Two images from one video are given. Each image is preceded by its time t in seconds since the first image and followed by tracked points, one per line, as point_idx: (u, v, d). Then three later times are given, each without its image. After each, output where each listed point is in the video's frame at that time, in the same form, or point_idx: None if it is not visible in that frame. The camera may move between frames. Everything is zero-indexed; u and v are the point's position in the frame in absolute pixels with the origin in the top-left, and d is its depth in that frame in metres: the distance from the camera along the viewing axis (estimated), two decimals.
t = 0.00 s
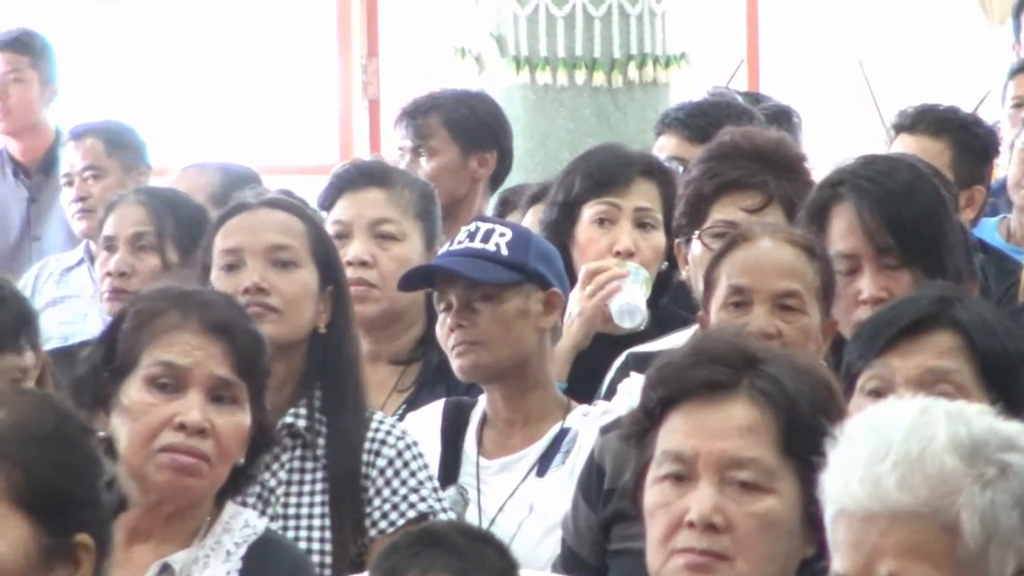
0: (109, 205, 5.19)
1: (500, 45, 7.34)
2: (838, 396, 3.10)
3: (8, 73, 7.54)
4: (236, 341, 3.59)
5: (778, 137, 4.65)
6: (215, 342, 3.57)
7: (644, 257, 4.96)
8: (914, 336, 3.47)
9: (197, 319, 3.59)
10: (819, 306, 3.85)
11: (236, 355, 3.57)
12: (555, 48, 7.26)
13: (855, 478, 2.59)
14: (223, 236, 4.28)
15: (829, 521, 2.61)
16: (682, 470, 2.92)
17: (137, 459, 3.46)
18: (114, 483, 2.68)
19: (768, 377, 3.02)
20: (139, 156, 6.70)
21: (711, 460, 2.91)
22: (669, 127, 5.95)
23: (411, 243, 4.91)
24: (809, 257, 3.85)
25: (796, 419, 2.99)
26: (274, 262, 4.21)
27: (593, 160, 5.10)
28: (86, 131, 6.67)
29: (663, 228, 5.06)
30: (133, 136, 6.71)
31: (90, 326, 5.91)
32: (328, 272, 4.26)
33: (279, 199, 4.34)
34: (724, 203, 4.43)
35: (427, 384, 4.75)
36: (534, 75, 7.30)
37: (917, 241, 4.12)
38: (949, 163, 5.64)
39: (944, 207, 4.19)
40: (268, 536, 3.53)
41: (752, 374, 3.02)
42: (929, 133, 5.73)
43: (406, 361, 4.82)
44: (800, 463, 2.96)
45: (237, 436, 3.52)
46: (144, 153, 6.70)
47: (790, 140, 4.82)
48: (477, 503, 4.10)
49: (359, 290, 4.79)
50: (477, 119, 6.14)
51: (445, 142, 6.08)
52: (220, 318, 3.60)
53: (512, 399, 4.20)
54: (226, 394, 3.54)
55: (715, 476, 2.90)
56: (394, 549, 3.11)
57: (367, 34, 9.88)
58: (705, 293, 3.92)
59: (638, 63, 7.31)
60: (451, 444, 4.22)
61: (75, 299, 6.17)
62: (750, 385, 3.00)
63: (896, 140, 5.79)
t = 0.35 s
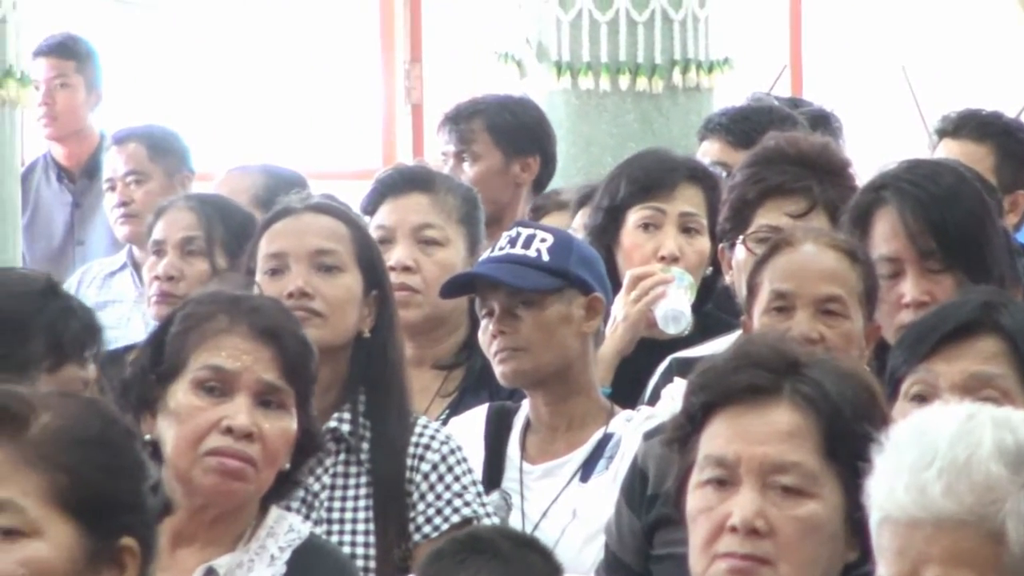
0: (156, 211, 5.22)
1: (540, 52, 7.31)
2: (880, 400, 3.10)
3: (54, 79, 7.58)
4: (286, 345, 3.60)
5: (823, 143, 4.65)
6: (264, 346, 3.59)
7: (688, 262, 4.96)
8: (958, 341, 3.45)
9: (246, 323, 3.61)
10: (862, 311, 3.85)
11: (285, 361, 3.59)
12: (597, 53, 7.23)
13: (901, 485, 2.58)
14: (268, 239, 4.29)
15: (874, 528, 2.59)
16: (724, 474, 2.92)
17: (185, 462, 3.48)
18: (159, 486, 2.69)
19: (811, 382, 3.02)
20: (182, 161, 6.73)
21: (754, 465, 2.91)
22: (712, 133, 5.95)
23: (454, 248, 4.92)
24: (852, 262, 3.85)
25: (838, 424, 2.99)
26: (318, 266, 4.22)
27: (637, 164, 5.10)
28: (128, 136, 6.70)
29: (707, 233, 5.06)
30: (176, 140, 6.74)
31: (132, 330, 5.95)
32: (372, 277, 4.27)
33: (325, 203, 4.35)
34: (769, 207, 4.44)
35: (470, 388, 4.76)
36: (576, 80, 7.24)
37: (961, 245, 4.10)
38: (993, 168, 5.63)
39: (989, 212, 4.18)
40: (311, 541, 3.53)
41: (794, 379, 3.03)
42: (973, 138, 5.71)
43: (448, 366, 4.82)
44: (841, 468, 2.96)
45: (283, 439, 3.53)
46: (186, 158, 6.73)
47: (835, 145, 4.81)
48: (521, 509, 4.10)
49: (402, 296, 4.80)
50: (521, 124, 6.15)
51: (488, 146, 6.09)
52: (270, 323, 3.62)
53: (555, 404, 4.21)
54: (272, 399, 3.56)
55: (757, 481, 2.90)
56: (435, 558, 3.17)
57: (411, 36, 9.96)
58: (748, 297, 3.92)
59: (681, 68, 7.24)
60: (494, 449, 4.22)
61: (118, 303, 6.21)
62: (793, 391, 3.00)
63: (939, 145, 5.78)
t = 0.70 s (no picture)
0: (192, 204, 5.24)
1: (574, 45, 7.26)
2: (915, 393, 3.10)
3: (89, 71, 7.59)
4: (297, 331, 3.59)
5: (855, 136, 4.65)
6: (275, 333, 3.58)
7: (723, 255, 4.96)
8: (992, 333, 3.44)
9: (256, 311, 3.61)
10: (894, 302, 3.84)
11: (298, 344, 3.58)
12: (631, 47, 7.18)
13: (931, 479, 2.56)
14: (289, 232, 4.34)
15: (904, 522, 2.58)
16: (759, 467, 2.93)
17: (202, 451, 3.48)
18: (194, 476, 2.70)
19: (845, 374, 3.03)
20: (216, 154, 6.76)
21: (788, 457, 2.91)
22: (746, 126, 5.94)
23: (488, 241, 4.92)
24: (884, 253, 3.85)
25: (872, 418, 2.99)
26: (340, 258, 4.26)
27: (672, 156, 5.10)
28: (162, 130, 6.73)
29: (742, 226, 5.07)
30: (210, 132, 6.77)
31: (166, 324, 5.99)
32: (394, 269, 4.30)
33: (345, 196, 4.39)
34: (801, 200, 4.43)
35: (504, 382, 4.76)
36: (611, 73, 7.21)
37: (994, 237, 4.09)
38: None
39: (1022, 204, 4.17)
40: (343, 532, 3.51)
41: (828, 371, 3.03)
42: (1006, 130, 5.69)
43: (482, 359, 4.83)
44: (876, 461, 2.96)
45: (301, 425, 3.52)
46: (221, 152, 6.76)
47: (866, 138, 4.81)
48: (555, 502, 4.11)
49: (435, 289, 4.83)
50: (554, 117, 6.16)
51: (522, 139, 6.10)
52: (281, 309, 3.61)
53: (589, 397, 4.21)
54: (289, 386, 3.55)
55: (792, 474, 2.90)
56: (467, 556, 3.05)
57: (444, 32, 9.91)
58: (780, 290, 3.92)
59: (715, 61, 7.21)
60: (529, 442, 4.24)
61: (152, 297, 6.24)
62: (828, 383, 3.01)
63: (972, 137, 5.76)
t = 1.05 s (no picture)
0: (228, 189, 5.27)
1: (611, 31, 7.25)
2: (954, 378, 3.10)
3: (127, 58, 7.62)
4: (354, 327, 3.54)
5: (892, 122, 4.65)
6: (332, 327, 3.53)
7: (762, 241, 4.96)
8: None
9: (314, 305, 3.55)
10: (928, 287, 3.84)
11: (352, 341, 3.53)
12: (669, 33, 7.17)
13: (976, 454, 2.62)
14: (292, 215, 4.36)
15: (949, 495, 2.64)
16: (798, 453, 2.94)
17: (253, 444, 3.43)
18: (232, 461, 2.72)
19: (884, 359, 3.03)
20: (253, 140, 6.78)
21: (827, 443, 2.92)
22: (782, 112, 5.94)
23: (525, 227, 4.94)
24: (919, 237, 3.85)
25: (911, 403, 2.99)
26: (341, 237, 4.28)
27: (713, 140, 5.11)
28: (199, 116, 6.76)
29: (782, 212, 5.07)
30: (248, 120, 6.79)
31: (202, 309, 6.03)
32: (397, 249, 4.33)
33: (345, 178, 4.42)
34: (837, 186, 4.44)
35: (542, 367, 4.79)
36: (648, 58, 7.21)
37: None
38: None
39: None
40: (383, 520, 3.49)
41: (867, 357, 3.04)
42: None
43: (518, 345, 4.84)
44: (915, 447, 2.97)
45: (352, 419, 3.47)
46: (258, 139, 6.79)
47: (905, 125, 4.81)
48: (592, 488, 4.12)
49: (473, 276, 4.84)
50: (591, 103, 6.16)
51: (559, 125, 6.11)
52: (337, 305, 3.55)
53: (626, 382, 4.22)
54: (341, 380, 3.50)
55: (830, 460, 2.91)
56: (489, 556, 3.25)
57: (482, 19, 9.94)
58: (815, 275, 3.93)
59: (752, 47, 7.21)
60: (567, 427, 4.25)
61: (189, 282, 6.28)
62: (866, 368, 3.01)
63: (1011, 123, 5.74)
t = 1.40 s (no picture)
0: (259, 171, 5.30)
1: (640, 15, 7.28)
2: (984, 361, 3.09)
3: (158, 41, 7.65)
4: (411, 321, 3.43)
5: (921, 105, 4.64)
6: (389, 320, 3.41)
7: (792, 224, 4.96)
8: None
9: (370, 296, 3.44)
10: (950, 267, 3.84)
11: (407, 333, 3.42)
12: (699, 17, 7.17)
13: None
14: (284, 187, 4.33)
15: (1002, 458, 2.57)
16: (828, 436, 2.95)
17: (304, 433, 3.35)
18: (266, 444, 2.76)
19: (915, 343, 3.03)
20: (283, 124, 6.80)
21: (857, 426, 2.93)
22: (811, 96, 5.93)
23: (554, 211, 4.94)
24: (939, 219, 3.85)
25: (942, 386, 2.99)
26: (332, 206, 4.24)
27: (745, 124, 5.11)
28: (228, 99, 6.77)
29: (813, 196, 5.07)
30: (278, 103, 6.79)
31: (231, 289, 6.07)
32: (390, 218, 4.29)
33: (337, 151, 4.40)
34: (867, 171, 4.43)
35: (572, 349, 4.83)
36: (678, 43, 7.22)
37: None
38: None
39: None
40: (432, 513, 3.41)
41: (898, 340, 3.04)
42: None
43: (550, 328, 4.85)
44: (946, 430, 2.97)
45: (403, 413, 3.37)
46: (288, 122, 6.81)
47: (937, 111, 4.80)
48: (622, 471, 4.13)
49: (502, 259, 4.85)
50: (621, 87, 6.16)
51: (589, 109, 6.12)
52: (395, 297, 3.44)
53: (650, 365, 4.23)
54: (394, 372, 3.39)
55: (861, 442, 2.92)
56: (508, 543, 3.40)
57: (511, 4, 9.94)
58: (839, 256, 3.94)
59: (782, 32, 7.18)
60: (596, 411, 4.26)
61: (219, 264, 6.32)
62: (897, 351, 3.01)
63: None
